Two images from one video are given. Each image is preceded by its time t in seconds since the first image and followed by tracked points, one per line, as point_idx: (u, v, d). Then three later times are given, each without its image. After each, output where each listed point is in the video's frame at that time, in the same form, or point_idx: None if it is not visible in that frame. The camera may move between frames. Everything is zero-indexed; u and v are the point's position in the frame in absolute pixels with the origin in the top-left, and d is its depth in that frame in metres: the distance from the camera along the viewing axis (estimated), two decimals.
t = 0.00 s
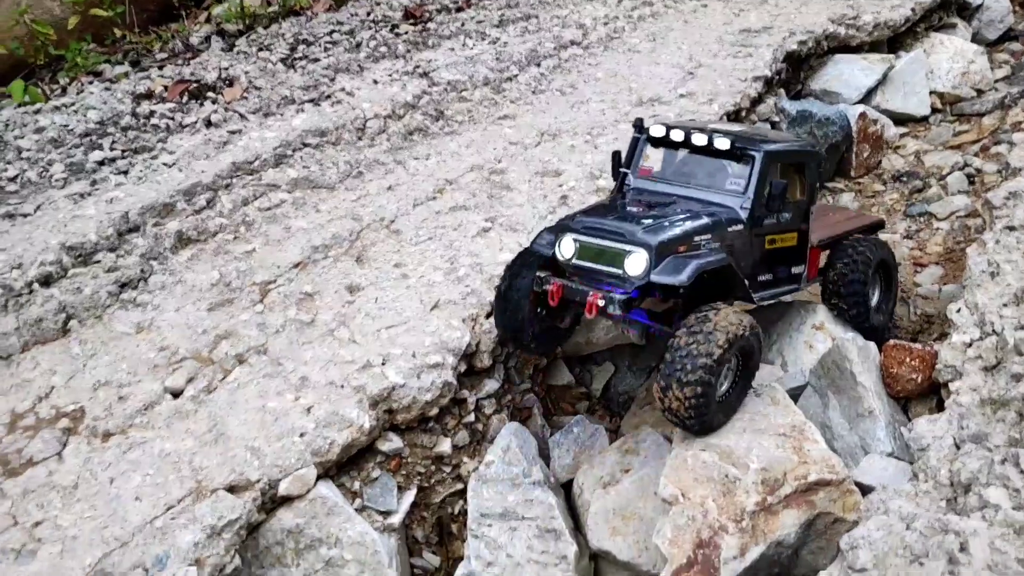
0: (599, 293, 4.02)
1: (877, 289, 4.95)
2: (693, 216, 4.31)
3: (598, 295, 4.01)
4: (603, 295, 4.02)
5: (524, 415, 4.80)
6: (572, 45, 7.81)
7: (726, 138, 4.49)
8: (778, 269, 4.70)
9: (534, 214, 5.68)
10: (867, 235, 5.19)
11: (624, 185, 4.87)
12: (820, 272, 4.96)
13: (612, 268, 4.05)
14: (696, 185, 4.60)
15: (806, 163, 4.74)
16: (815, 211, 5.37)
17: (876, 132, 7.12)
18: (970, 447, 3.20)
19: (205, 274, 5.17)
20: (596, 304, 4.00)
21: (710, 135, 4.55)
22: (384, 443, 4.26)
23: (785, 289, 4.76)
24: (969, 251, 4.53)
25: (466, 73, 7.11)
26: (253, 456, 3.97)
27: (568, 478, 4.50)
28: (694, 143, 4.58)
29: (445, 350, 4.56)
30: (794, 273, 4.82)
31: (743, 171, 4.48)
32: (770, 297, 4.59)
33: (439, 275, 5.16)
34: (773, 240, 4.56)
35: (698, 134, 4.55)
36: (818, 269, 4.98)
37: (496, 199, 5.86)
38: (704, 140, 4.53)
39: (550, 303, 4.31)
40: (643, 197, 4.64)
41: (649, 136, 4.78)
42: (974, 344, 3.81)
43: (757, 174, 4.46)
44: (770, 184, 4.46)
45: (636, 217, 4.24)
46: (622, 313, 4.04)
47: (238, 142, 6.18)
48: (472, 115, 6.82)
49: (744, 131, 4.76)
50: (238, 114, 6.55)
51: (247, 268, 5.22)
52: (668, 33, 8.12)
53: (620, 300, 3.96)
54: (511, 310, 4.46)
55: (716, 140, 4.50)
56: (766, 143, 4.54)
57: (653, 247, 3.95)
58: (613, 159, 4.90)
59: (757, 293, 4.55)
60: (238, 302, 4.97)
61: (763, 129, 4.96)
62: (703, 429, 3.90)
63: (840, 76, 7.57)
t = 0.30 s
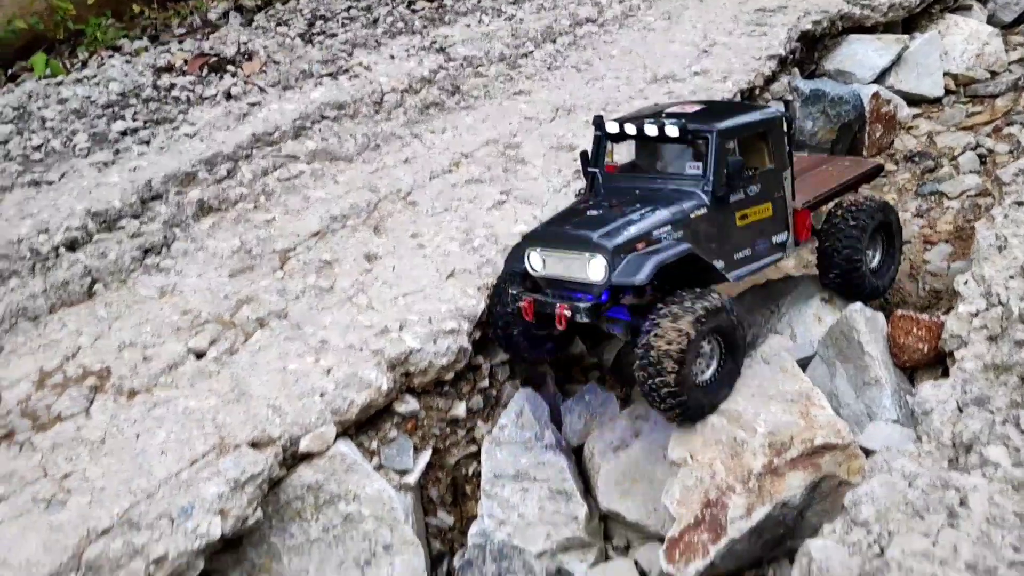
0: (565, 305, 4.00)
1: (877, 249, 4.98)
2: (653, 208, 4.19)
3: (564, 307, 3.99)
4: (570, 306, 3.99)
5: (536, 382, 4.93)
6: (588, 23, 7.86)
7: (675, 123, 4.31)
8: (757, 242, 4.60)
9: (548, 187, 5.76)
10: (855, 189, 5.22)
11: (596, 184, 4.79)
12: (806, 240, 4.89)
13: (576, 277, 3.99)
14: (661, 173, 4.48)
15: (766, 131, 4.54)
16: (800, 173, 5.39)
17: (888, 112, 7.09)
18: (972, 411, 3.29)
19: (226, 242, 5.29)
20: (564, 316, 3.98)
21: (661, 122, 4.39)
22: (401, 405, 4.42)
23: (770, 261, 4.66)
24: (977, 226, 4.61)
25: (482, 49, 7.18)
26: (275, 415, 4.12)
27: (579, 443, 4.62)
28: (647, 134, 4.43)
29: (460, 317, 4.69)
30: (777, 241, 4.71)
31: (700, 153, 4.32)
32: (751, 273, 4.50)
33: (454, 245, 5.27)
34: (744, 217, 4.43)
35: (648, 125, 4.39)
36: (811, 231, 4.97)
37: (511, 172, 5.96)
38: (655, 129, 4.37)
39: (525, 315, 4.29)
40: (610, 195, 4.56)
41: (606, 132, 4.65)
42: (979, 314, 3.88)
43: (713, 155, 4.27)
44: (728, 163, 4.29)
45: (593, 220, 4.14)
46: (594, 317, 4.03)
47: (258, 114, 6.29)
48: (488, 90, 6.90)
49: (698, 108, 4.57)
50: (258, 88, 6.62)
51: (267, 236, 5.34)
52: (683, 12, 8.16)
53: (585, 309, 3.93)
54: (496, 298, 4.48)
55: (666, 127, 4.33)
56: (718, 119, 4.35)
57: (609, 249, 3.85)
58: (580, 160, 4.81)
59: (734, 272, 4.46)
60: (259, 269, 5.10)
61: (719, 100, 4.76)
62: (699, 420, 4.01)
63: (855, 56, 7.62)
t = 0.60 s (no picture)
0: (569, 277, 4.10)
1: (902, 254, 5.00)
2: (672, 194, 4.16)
3: (567, 279, 4.09)
4: (572, 279, 4.09)
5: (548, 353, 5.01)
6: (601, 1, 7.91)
7: (707, 111, 4.26)
8: (773, 240, 4.54)
9: (561, 162, 5.85)
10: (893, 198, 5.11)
11: (623, 160, 4.73)
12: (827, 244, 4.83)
13: (583, 250, 4.08)
14: (686, 159, 4.42)
15: (799, 131, 4.46)
16: (839, 175, 5.31)
17: (900, 93, 7.14)
18: (974, 377, 3.39)
19: (245, 212, 5.40)
20: (566, 287, 4.09)
21: (694, 109, 4.32)
22: (416, 370, 4.53)
23: (783, 259, 4.61)
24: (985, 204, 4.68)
25: (496, 26, 7.25)
26: (295, 378, 4.24)
27: (589, 411, 4.69)
28: (679, 119, 4.37)
29: (475, 287, 4.80)
30: (794, 241, 4.65)
31: (727, 146, 4.26)
32: (761, 269, 4.46)
33: (469, 217, 5.36)
34: (762, 214, 4.38)
35: (682, 109, 4.33)
36: (836, 234, 4.90)
37: (525, 147, 6.04)
38: (687, 114, 4.31)
39: (534, 282, 4.43)
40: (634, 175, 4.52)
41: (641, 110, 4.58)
42: (984, 287, 3.97)
43: (739, 150, 4.22)
44: (753, 159, 4.23)
45: (610, 197, 4.17)
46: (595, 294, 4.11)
47: (275, 88, 6.38)
48: (502, 67, 6.97)
49: (738, 99, 4.49)
50: (275, 62, 6.68)
51: (285, 207, 5.44)
52: None
53: (586, 283, 4.02)
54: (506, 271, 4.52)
55: (698, 115, 4.27)
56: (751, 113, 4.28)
57: (616, 229, 3.91)
58: (613, 134, 4.75)
59: (744, 268, 4.42)
60: (277, 239, 5.21)
61: (764, 95, 4.67)
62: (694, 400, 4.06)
63: (867, 37, 7.63)
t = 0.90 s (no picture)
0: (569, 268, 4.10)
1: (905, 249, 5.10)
2: (675, 186, 4.15)
3: (568, 270, 4.09)
4: (573, 270, 4.09)
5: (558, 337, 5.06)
6: None
7: (712, 103, 4.24)
8: (777, 234, 4.51)
9: (572, 148, 5.91)
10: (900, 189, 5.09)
11: (630, 150, 4.74)
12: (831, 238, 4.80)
13: (585, 241, 4.09)
14: (691, 151, 4.41)
15: (807, 123, 4.43)
16: (847, 166, 5.30)
17: (909, 83, 7.13)
18: (980, 360, 3.46)
19: (259, 195, 5.47)
20: (567, 278, 4.09)
21: (699, 100, 4.31)
22: (429, 352, 4.60)
23: (788, 252, 4.58)
24: (992, 191, 4.73)
25: (507, 12, 7.29)
26: (310, 357, 4.32)
27: (598, 395, 4.73)
28: (683, 110, 4.36)
29: (486, 271, 4.86)
30: (799, 234, 4.61)
31: (731, 139, 4.24)
32: (763, 263, 4.42)
33: (480, 202, 5.42)
34: (766, 207, 4.35)
35: (687, 100, 4.32)
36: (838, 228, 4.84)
37: (536, 133, 6.09)
38: (692, 105, 4.30)
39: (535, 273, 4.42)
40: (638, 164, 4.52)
41: (647, 99, 4.58)
42: (990, 273, 4.04)
43: (743, 142, 4.19)
44: (757, 152, 4.20)
45: (614, 188, 4.17)
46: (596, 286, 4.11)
47: (288, 73, 6.43)
48: (513, 53, 7.02)
49: (745, 91, 4.47)
50: (288, 47, 6.72)
51: (298, 191, 5.51)
52: None
53: (586, 275, 4.02)
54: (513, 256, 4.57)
55: (703, 106, 4.25)
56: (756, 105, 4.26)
57: (618, 221, 3.91)
58: (620, 123, 4.76)
59: (747, 261, 4.39)
60: (291, 222, 5.28)
61: (772, 86, 4.64)
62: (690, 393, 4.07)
63: (877, 25, 7.68)
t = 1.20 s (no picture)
0: (561, 269, 4.10)
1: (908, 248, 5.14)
2: (672, 189, 4.09)
3: (559, 271, 4.10)
4: (564, 272, 4.09)
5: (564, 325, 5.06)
6: None
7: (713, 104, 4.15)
8: (776, 237, 4.44)
9: (579, 138, 5.95)
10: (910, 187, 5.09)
11: (632, 143, 4.65)
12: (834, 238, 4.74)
13: (578, 243, 4.07)
14: (691, 150, 4.33)
15: (812, 127, 4.31)
16: (858, 160, 5.26)
17: (916, 75, 7.15)
18: (983, 347, 3.51)
19: (270, 183, 5.53)
20: (557, 280, 4.09)
21: (701, 100, 4.22)
22: (437, 338, 4.66)
23: (786, 255, 4.52)
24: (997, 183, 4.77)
25: (515, 3, 7.32)
26: (321, 343, 4.38)
27: (604, 381, 4.74)
28: (685, 109, 4.29)
29: (494, 259, 4.91)
30: (799, 237, 4.53)
31: (731, 143, 4.16)
32: (758, 266, 4.38)
33: (488, 192, 5.47)
34: (764, 211, 4.27)
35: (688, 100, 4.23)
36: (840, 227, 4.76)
37: (544, 123, 6.14)
38: (693, 106, 4.22)
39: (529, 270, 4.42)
40: (637, 161, 4.45)
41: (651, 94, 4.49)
42: (994, 262, 4.09)
43: (743, 147, 4.11)
44: (757, 157, 4.13)
45: (610, 188, 4.13)
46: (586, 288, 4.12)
47: (298, 63, 6.47)
48: (521, 44, 7.05)
49: (751, 90, 4.36)
50: (297, 37, 6.76)
51: (307, 179, 5.57)
52: None
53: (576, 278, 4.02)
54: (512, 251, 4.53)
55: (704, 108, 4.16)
56: (758, 108, 4.16)
57: (609, 225, 3.89)
58: (624, 114, 4.66)
59: (742, 265, 4.34)
60: (301, 210, 5.33)
61: (781, 83, 4.51)
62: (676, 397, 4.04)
63: (884, 18, 7.70)
